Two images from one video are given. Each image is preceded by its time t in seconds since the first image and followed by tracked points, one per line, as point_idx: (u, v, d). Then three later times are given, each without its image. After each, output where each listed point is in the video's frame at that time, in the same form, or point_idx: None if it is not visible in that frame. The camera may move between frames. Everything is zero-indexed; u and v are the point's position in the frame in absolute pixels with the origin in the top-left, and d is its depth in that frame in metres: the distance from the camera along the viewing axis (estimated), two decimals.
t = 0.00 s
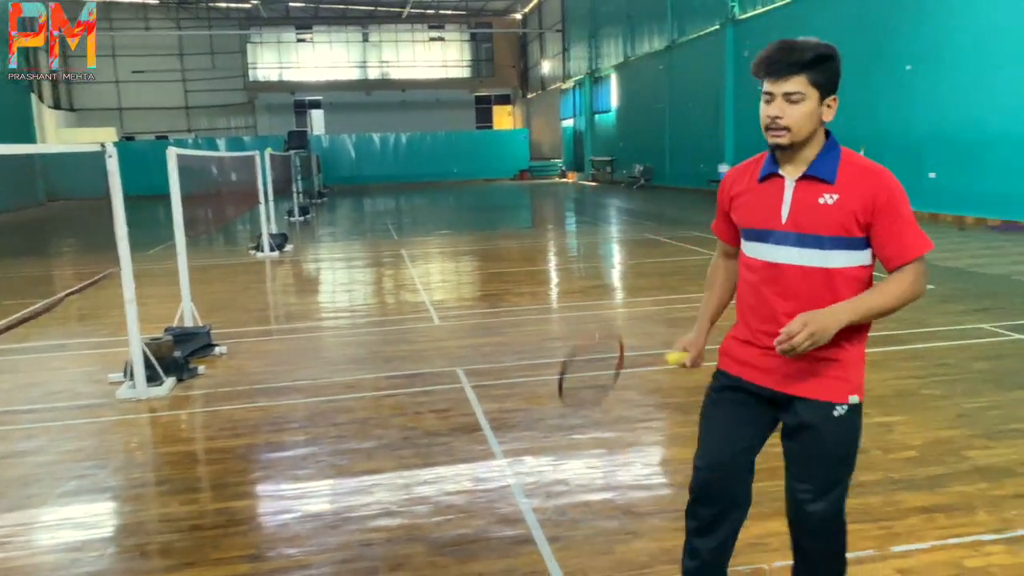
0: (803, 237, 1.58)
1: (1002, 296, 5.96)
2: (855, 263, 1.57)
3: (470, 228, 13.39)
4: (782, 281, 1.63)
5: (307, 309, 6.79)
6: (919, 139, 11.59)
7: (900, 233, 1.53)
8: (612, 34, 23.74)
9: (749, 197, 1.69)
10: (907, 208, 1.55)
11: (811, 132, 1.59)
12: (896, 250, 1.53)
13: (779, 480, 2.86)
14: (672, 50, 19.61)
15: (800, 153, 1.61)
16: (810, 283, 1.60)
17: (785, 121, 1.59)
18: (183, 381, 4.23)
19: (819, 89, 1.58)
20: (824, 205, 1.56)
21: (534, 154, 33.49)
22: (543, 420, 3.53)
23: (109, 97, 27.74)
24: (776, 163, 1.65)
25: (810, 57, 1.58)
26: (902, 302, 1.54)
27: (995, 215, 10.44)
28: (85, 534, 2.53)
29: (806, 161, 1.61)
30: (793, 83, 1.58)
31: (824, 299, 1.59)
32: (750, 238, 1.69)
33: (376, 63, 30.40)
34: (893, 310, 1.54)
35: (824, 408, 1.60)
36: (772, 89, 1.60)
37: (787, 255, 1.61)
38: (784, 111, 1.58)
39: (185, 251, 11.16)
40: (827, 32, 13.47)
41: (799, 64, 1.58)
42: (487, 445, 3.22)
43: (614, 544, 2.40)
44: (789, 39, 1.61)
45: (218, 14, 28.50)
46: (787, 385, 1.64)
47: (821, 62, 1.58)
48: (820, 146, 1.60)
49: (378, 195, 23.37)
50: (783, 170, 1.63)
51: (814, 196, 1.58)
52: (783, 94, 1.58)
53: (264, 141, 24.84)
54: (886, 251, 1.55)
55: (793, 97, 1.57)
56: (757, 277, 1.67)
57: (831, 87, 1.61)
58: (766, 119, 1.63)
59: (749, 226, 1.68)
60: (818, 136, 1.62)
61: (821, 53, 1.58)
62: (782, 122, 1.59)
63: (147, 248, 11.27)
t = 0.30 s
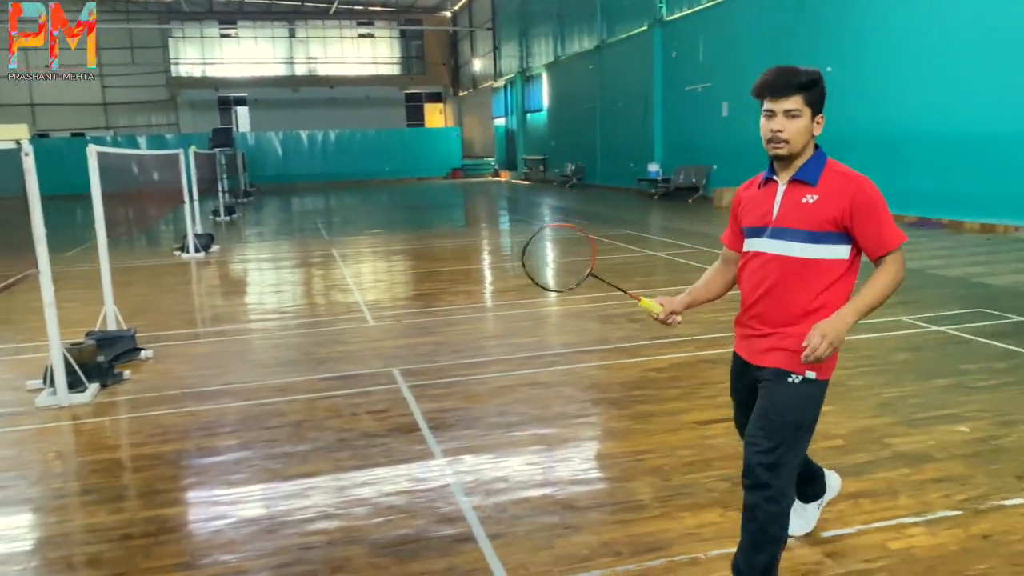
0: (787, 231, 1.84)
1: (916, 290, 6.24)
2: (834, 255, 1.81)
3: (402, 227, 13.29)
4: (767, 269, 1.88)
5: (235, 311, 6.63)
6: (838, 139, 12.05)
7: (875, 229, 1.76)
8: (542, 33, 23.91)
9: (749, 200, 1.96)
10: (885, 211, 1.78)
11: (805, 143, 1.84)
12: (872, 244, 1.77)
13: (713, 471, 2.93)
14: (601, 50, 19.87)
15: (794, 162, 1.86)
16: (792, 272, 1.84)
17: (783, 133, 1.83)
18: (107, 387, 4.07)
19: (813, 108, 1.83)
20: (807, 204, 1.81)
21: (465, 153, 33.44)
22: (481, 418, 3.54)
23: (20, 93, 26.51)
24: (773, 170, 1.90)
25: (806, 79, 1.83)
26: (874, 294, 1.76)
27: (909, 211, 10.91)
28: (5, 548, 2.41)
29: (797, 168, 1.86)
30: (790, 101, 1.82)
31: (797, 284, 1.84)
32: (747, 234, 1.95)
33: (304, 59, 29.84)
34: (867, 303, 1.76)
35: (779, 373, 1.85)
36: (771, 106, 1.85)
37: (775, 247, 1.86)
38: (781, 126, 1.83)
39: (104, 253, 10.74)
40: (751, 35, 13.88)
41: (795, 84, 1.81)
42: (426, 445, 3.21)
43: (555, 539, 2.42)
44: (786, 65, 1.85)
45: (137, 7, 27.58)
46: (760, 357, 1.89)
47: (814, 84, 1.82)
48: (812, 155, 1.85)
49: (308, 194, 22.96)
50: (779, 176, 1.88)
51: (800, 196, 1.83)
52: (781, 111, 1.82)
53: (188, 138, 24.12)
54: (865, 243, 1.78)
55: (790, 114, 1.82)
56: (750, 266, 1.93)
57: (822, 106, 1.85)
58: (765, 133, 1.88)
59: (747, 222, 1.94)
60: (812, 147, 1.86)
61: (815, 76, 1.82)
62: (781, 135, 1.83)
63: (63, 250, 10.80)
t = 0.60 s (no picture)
0: (779, 196, 2.09)
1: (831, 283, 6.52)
2: (818, 213, 2.08)
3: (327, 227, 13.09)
4: (762, 233, 2.14)
5: (155, 314, 6.42)
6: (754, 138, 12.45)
7: (853, 187, 2.04)
8: (465, 31, 23.89)
9: (737, 173, 2.21)
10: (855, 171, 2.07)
11: (786, 119, 2.09)
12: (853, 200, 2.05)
13: (646, 462, 3.00)
14: (525, 49, 19.98)
15: (777, 136, 2.11)
16: (786, 233, 2.11)
17: (770, 113, 2.07)
18: (21, 396, 3.90)
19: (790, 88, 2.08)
20: (794, 170, 2.07)
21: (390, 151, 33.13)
22: (416, 417, 3.53)
23: None
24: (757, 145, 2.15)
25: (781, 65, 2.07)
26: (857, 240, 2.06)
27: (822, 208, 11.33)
28: None
29: (780, 141, 2.11)
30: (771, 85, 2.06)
31: (794, 242, 2.10)
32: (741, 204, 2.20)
33: (221, 55, 28.96)
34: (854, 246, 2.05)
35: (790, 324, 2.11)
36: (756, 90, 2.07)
37: (768, 212, 2.12)
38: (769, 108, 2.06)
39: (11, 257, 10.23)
40: (671, 37, 14.21)
41: (777, 70, 2.05)
42: (361, 445, 3.18)
43: (495, 534, 2.44)
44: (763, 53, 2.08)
45: None
46: (766, 309, 2.15)
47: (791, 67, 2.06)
48: (790, 130, 2.11)
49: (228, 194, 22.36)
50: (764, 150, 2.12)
51: (785, 164, 2.08)
52: (766, 94, 2.06)
53: (99, 136, 23.18)
54: (846, 202, 2.06)
55: (776, 96, 2.06)
56: (747, 232, 2.19)
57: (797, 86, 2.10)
58: (753, 114, 2.10)
59: (739, 193, 2.20)
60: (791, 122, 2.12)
61: (789, 62, 2.07)
62: (768, 115, 2.07)
63: None
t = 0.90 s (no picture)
0: (765, 206, 2.39)
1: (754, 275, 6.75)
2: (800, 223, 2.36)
3: (248, 227, 12.79)
4: (754, 236, 2.45)
5: (68, 318, 6.16)
6: (677, 136, 12.73)
7: (828, 202, 2.28)
8: (388, 28, 23.69)
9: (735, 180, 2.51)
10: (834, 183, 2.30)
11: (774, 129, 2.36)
12: (830, 211, 2.29)
13: (587, 452, 3.06)
14: (450, 47, 19.95)
15: (767, 146, 2.39)
16: (773, 237, 2.41)
17: (756, 125, 2.35)
18: None
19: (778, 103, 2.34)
20: (777, 184, 2.34)
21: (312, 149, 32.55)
22: (355, 416, 3.50)
23: None
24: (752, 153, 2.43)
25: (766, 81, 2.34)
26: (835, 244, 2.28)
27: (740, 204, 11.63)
28: None
29: (769, 153, 2.38)
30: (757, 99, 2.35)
31: (783, 244, 2.40)
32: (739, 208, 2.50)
33: (133, 50, 27.87)
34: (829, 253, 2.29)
35: (793, 322, 2.42)
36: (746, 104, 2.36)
37: (757, 219, 2.42)
38: (754, 121, 2.34)
39: None
40: (594, 36, 14.43)
41: (762, 87, 2.33)
42: (300, 446, 3.14)
43: (441, 527, 2.45)
44: (754, 73, 2.37)
45: None
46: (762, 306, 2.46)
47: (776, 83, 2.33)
48: (779, 141, 2.37)
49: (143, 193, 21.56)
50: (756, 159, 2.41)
51: (769, 178, 2.36)
52: (751, 108, 2.34)
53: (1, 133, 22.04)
54: (825, 214, 2.30)
55: (761, 110, 2.34)
56: (743, 232, 2.50)
57: (785, 100, 2.36)
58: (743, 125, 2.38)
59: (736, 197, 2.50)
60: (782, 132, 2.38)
61: (775, 78, 2.33)
62: (754, 127, 2.35)
63: None
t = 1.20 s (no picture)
0: (726, 190, 2.62)
1: (688, 268, 6.91)
2: (758, 204, 2.59)
3: (172, 226, 12.44)
4: (722, 217, 2.69)
5: None
6: (611, 133, 12.92)
7: (780, 183, 2.49)
8: (316, 24, 23.33)
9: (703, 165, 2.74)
10: (787, 167, 2.50)
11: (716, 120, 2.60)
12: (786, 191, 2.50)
13: (534, 442, 3.10)
14: (380, 43, 19.77)
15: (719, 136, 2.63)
16: (736, 218, 2.64)
17: (700, 121, 2.63)
18: None
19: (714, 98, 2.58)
20: (732, 170, 2.57)
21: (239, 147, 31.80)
22: (297, 414, 3.46)
23: None
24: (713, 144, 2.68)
25: (699, 80, 2.63)
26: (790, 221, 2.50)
27: (673, 200, 11.87)
28: None
29: (726, 141, 2.60)
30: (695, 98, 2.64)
31: (745, 222, 2.63)
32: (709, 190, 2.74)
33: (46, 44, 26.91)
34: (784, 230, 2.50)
35: (751, 291, 2.64)
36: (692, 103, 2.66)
37: (722, 201, 2.66)
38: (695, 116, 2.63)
39: None
40: (526, 34, 14.53)
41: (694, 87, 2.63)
42: (244, 445, 3.09)
43: (394, 520, 2.46)
44: (695, 75, 2.64)
45: None
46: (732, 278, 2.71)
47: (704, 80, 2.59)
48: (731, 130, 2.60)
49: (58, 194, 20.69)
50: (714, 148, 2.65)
51: (726, 164, 2.59)
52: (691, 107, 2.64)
53: None
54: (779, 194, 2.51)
55: (698, 107, 2.62)
56: (714, 212, 2.74)
57: (718, 92, 2.58)
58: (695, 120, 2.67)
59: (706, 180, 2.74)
60: (726, 121, 2.59)
61: (703, 77, 2.60)
62: (698, 122, 2.63)
63: None
